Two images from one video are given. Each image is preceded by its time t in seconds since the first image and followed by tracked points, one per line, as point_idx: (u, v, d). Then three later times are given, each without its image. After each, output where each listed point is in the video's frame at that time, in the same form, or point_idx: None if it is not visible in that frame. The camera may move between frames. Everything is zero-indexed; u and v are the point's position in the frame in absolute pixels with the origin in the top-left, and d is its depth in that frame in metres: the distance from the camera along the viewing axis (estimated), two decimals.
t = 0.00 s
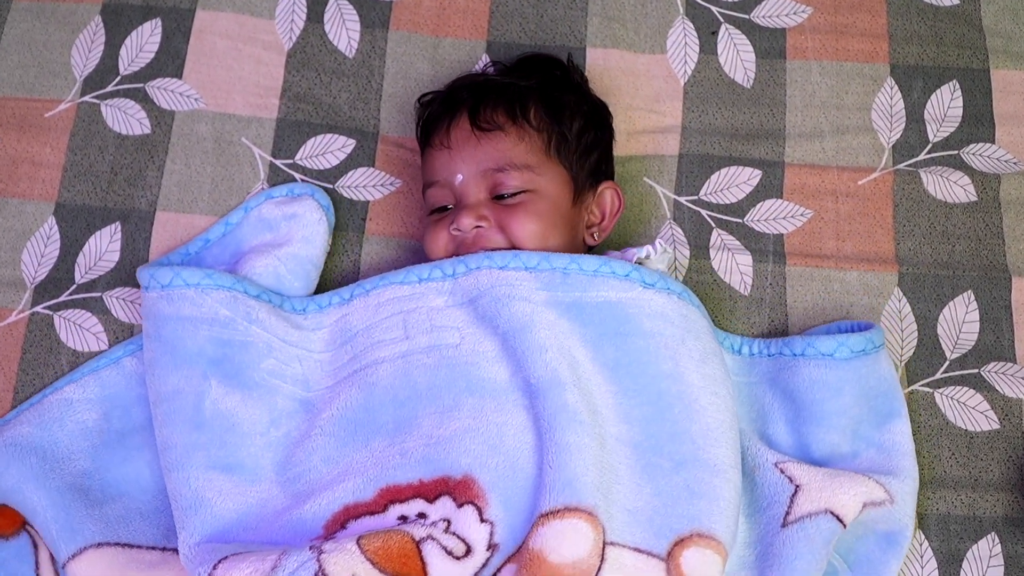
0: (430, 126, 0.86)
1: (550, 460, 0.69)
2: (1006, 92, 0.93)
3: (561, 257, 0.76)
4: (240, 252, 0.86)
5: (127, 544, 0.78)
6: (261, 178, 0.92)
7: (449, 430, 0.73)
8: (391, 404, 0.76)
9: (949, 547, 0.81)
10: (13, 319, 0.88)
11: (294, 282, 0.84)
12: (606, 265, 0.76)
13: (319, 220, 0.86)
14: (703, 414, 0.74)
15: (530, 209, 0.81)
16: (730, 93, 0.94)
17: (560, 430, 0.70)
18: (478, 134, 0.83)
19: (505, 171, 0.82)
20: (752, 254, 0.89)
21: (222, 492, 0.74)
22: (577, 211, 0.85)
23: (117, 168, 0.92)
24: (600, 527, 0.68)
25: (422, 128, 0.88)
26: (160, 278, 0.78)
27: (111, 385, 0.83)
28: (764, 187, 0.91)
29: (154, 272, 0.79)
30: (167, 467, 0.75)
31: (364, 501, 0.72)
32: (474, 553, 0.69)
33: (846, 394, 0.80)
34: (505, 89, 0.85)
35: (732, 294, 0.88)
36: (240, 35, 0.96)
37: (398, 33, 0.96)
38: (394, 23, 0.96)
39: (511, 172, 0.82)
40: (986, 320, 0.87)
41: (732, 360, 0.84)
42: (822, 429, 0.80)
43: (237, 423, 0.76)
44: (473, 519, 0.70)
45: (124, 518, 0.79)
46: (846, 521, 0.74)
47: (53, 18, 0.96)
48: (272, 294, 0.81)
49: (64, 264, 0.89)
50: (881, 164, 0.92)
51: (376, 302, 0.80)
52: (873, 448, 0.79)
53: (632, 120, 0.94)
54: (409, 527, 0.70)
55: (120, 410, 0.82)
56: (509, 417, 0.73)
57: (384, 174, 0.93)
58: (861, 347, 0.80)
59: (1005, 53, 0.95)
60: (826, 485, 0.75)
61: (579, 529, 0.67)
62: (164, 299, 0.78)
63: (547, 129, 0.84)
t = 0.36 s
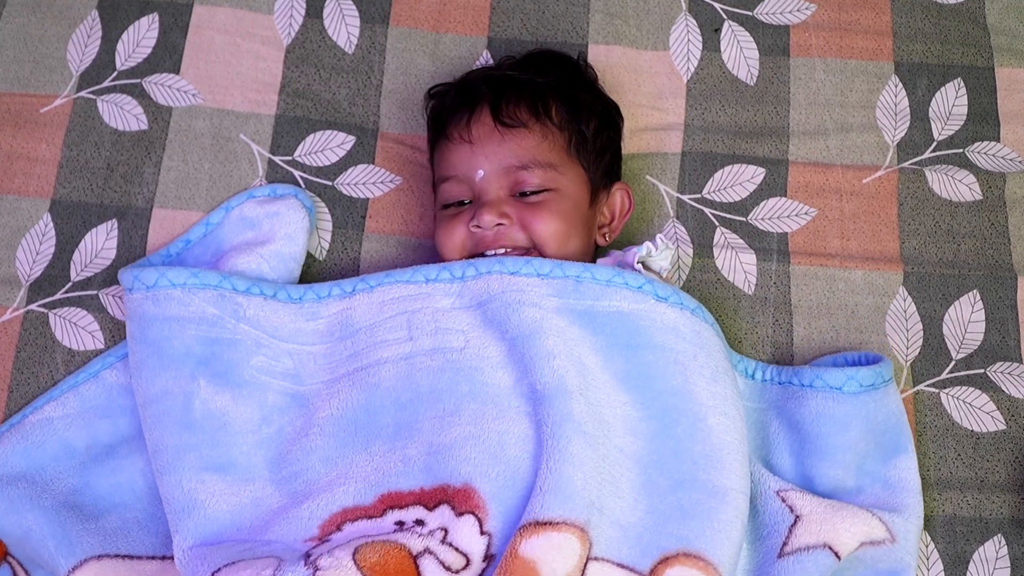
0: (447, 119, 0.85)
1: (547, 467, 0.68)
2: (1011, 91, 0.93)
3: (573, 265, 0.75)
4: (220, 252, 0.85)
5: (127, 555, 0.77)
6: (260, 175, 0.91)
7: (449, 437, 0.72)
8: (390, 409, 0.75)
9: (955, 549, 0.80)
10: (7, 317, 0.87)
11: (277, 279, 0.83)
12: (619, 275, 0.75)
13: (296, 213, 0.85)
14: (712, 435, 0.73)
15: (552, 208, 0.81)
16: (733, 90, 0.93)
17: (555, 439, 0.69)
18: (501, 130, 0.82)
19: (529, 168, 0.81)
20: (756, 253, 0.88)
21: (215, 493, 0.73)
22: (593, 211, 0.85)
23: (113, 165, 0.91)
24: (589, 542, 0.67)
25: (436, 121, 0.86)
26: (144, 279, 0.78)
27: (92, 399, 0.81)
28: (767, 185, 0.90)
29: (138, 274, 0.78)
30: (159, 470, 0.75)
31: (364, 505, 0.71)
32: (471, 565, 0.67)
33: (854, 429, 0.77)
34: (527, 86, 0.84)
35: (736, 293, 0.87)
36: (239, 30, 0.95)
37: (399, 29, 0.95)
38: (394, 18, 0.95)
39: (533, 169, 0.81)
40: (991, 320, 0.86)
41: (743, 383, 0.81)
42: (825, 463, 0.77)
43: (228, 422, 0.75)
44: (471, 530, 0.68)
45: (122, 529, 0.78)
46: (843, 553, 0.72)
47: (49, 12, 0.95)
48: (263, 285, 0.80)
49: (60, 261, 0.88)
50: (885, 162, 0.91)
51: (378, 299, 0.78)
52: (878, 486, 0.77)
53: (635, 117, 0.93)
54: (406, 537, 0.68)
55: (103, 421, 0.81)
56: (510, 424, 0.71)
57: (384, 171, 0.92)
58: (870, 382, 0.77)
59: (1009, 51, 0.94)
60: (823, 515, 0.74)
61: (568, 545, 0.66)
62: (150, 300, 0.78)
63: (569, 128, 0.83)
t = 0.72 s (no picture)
0: (462, 110, 0.83)
1: (536, 472, 0.67)
2: (1017, 89, 0.92)
3: (581, 273, 0.74)
4: (194, 255, 0.83)
5: (127, 566, 0.76)
6: (258, 171, 0.90)
7: (446, 443, 0.70)
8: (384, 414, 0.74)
9: (962, 551, 0.80)
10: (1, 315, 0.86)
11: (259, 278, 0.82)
12: (627, 286, 0.74)
13: (270, 212, 0.84)
14: (710, 451, 0.71)
15: (569, 204, 0.80)
16: (737, 87, 0.92)
17: (545, 447, 0.68)
18: (520, 122, 0.81)
19: (547, 163, 0.80)
20: (761, 252, 0.87)
21: (215, 498, 0.72)
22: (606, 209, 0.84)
23: (109, 161, 0.90)
24: (572, 553, 0.66)
25: (449, 112, 0.85)
26: (135, 280, 0.77)
27: (70, 417, 0.79)
28: (772, 183, 0.89)
29: (129, 275, 0.77)
30: (156, 475, 0.74)
31: (354, 498, 0.70)
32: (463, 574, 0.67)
33: (863, 472, 0.74)
34: (544, 80, 0.83)
35: (741, 292, 0.86)
36: (237, 25, 0.93)
37: (399, 24, 0.94)
38: (395, 13, 0.94)
39: (551, 164, 0.80)
40: (998, 320, 0.85)
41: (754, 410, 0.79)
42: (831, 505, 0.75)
43: (224, 424, 0.74)
44: (464, 540, 0.67)
45: (118, 541, 0.77)
46: None
47: (43, 6, 0.94)
48: (258, 282, 0.78)
49: (55, 259, 0.87)
50: (890, 160, 0.90)
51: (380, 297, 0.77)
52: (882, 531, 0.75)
53: (638, 114, 0.92)
54: (394, 548, 0.67)
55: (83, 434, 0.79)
56: (507, 430, 0.70)
57: (384, 168, 0.91)
58: (884, 425, 0.74)
59: (1015, 49, 0.93)
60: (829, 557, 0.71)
61: (551, 555, 0.65)
62: (141, 300, 0.76)
63: (585, 124, 0.83)
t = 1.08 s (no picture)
0: (468, 101, 0.82)
1: (506, 487, 0.65)
2: (1017, 85, 0.91)
3: (580, 282, 0.73)
4: (156, 257, 0.81)
5: None
6: (250, 166, 0.88)
7: (429, 449, 0.70)
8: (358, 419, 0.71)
9: (963, 551, 0.79)
10: None
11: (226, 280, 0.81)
12: (627, 298, 0.73)
13: (235, 211, 0.82)
14: (698, 472, 0.68)
15: (575, 199, 0.79)
16: (736, 82, 0.91)
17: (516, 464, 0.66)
18: (527, 114, 0.79)
19: (555, 156, 0.79)
20: (760, 248, 0.86)
21: (212, 496, 0.71)
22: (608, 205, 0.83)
23: (99, 154, 0.88)
24: (546, 570, 0.64)
25: (453, 102, 0.83)
26: (121, 285, 0.74)
27: (40, 438, 0.77)
28: (771, 179, 0.89)
29: (113, 280, 0.74)
30: (149, 485, 0.72)
31: (324, 490, 0.68)
32: None
33: (864, 519, 0.72)
34: (552, 73, 0.82)
35: (739, 289, 0.85)
36: (229, 17, 0.92)
37: (394, 17, 0.93)
38: (389, 6, 0.93)
39: (558, 158, 0.79)
40: (998, 318, 0.84)
41: (755, 437, 0.75)
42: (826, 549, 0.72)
43: (221, 431, 0.73)
44: (433, 551, 0.66)
45: (99, 560, 0.75)
46: None
47: None
48: (247, 282, 0.76)
49: (43, 254, 0.85)
50: (890, 156, 0.89)
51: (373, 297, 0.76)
52: None
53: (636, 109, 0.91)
54: (365, 562, 0.66)
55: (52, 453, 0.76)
56: (487, 440, 0.69)
57: (378, 163, 0.89)
58: (890, 472, 0.72)
59: (1015, 46, 0.92)
60: None
61: (523, 572, 0.63)
62: (127, 305, 0.74)
63: (591, 119, 0.82)
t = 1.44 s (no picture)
0: (475, 86, 0.80)
1: (476, 509, 0.63)
2: (1020, 81, 0.90)
3: (575, 297, 0.69)
4: (124, 262, 0.79)
5: None
6: (242, 156, 0.87)
7: (388, 442, 0.67)
8: (322, 434, 0.66)
9: (963, 551, 0.77)
10: None
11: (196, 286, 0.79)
12: (623, 315, 0.69)
13: (199, 212, 0.81)
14: (687, 498, 0.65)
15: (582, 189, 0.78)
16: (735, 75, 0.90)
17: (484, 483, 0.64)
18: (537, 102, 0.78)
19: (563, 146, 0.78)
20: (759, 243, 0.85)
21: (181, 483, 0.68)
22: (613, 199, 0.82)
23: (88, 143, 0.87)
24: None
25: (459, 87, 0.82)
26: (102, 292, 0.73)
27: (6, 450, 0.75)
28: (771, 173, 0.87)
29: (95, 287, 0.73)
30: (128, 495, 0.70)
31: (270, 479, 0.64)
32: None
33: (863, 557, 0.70)
34: (562, 62, 0.81)
35: (738, 284, 0.84)
36: (222, 5, 0.91)
37: (389, 6, 0.92)
38: None
39: (567, 147, 0.78)
40: (1000, 315, 0.83)
41: (754, 462, 0.72)
42: None
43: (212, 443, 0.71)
44: (380, 549, 0.64)
45: None
46: None
47: None
48: (232, 287, 0.74)
49: (30, 243, 0.84)
50: (891, 151, 0.88)
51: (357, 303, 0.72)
52: None
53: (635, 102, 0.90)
54: (306, 552, 0.64)
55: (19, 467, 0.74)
56: (456, 444, 0.67)
57: (373, 154, 0.88)
58: (893, 512, 0.70)
59: (1017, 41, 0.91)
60: None
61: None
62: (109, 313, 0.73)
63: (600, 109, 0.81)
